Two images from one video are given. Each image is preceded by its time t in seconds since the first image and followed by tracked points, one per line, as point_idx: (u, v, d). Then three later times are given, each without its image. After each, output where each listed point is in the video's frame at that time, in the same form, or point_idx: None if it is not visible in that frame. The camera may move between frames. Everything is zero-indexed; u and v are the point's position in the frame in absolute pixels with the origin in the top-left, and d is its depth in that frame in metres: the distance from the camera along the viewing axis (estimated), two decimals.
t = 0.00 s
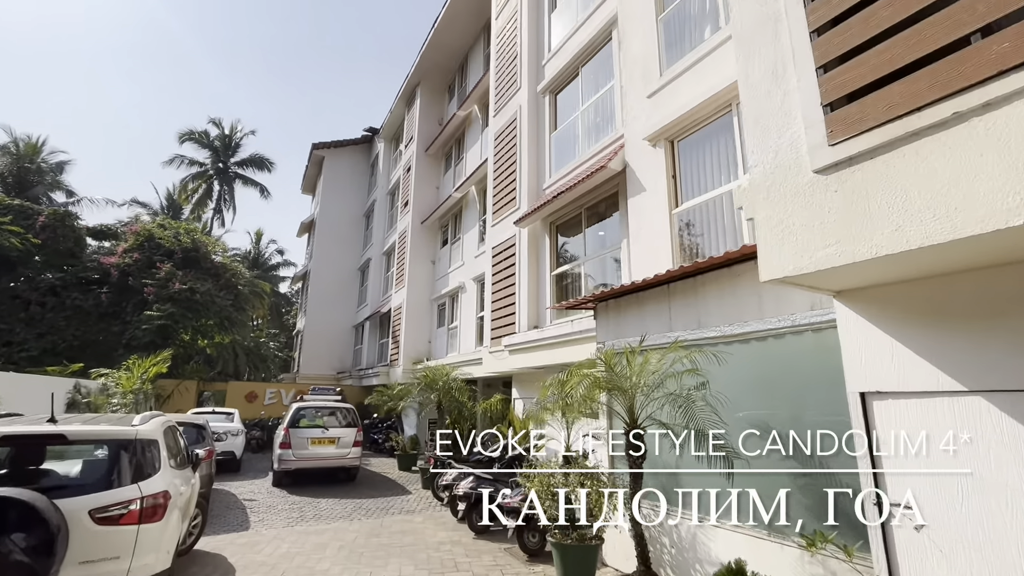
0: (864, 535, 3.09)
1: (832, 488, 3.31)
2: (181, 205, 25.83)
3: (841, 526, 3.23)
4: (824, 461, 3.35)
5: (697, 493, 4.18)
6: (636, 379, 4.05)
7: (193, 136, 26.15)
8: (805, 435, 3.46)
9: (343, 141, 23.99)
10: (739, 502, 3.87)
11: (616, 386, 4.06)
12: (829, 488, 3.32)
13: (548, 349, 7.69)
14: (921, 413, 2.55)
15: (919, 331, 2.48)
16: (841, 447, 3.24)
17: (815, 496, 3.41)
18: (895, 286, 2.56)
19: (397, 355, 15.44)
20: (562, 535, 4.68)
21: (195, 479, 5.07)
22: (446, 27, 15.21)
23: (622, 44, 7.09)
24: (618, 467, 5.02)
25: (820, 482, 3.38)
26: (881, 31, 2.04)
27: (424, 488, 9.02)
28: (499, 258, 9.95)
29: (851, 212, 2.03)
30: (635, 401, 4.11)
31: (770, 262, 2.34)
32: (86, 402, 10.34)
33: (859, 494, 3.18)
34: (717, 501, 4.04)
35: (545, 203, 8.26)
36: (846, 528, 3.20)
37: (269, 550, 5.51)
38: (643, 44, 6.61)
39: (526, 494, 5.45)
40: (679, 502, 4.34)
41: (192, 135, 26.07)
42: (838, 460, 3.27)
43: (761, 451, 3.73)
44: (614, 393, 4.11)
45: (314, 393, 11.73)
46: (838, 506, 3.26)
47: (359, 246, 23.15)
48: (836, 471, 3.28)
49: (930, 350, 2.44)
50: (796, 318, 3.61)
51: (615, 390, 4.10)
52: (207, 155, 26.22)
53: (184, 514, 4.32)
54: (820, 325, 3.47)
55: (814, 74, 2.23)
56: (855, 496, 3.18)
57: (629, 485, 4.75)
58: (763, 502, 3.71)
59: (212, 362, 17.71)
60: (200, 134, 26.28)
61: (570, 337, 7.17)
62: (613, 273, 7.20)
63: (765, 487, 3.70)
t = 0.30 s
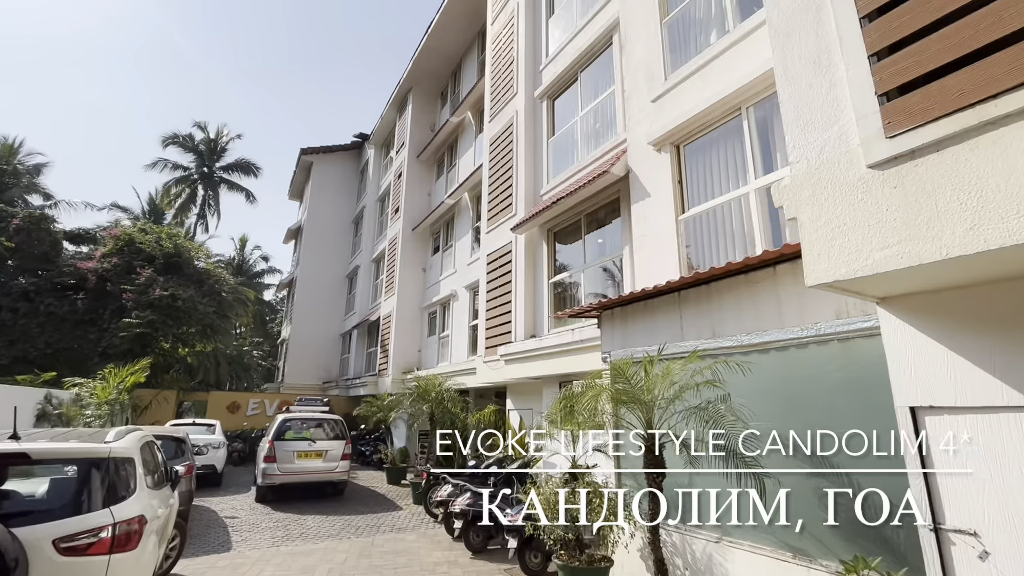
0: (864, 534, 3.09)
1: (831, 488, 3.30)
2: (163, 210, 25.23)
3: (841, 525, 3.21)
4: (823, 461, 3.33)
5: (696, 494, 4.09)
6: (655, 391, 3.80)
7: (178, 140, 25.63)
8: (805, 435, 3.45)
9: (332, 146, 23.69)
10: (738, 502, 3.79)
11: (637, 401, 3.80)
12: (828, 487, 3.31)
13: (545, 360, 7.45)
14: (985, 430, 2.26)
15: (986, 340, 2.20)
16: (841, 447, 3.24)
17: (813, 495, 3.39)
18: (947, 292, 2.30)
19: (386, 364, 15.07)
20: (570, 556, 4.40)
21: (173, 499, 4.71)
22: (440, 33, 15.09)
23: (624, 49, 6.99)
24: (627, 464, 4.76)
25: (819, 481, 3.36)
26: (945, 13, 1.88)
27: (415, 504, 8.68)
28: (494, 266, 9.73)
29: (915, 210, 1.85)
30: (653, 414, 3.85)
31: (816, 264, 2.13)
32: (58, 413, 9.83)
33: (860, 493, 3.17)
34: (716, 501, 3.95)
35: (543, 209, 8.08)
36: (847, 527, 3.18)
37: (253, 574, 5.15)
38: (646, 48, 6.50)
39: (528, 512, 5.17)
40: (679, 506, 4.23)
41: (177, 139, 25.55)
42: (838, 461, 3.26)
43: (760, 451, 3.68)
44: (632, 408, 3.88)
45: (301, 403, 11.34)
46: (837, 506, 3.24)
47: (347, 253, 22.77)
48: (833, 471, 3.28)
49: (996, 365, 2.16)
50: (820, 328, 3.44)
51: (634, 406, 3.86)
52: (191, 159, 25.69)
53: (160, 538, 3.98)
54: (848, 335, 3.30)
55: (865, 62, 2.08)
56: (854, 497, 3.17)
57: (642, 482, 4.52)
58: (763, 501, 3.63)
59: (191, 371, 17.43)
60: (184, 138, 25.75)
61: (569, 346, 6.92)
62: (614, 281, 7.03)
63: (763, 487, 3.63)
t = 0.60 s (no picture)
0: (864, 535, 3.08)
1: (831, 488, 3.28)
2: (147, 216, 24.63)
3: (841, 523, 3.20)
4: (822, 461, 3.33)
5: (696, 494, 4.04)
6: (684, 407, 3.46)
7: (164, 145, 25.12)
8: (805, 435, 3.45)
9: (323, 153, 23.40)
10: (738, 503, 3.75)
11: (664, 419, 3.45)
12: (828, 487, 3.30)
13: (543, 371, 7.21)
14: None
15: None
16: (841, 446, 3.24)
17: (812, 494, 3.36)
18: (1008, 300, 2.17)
19: (377, 375, 14.71)
20: None
21: (155, 521, 4.38)
22: (435, 40, 15.00)
23: (629, 55, 6.90)
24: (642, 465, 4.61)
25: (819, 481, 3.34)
26: None
27: (408, 520, 8.35)
28: (491, 274, 9.52)
29: (997, 208, 1.69)
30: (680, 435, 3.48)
31: (876, 268, 1.97)
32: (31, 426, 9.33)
33: (860, 492, 3.16)
34: (715, 501, 3.91)
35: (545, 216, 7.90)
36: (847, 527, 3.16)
37: None
38: (652, 54, 6.41)
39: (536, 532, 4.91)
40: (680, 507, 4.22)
41: (162, 144, 25.04)
42: (837, 460, 3.27)
43: (760, 452, 3.56)
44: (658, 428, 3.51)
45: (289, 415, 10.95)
46: (837, 505, 3.23)
47: (337, 261, 22.41)
48: (832, 471, 3.28)
49: None
50: (850, 338, 3.28)
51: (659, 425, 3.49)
52: (177, 164, 25.19)
53: (141, 566, 3.66)
54: (880, 346, 3.14)
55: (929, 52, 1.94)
56: (853, 497, 3.17)
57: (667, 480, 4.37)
58: (762, 500, 3.59)
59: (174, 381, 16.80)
60: (170, 143, 25.25)
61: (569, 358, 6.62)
62: (618, 290, 6.87)
63: (764, 487, 3.59)
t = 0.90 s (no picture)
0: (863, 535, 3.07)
1: (831, 488, 3.21)
2: (133, 221, 24.08)
3: (841, 524, 3.16)
4: (822, 462, 3.31)
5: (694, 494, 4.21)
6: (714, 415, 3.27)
7: (151, 150, 24.66)
8: (805, 434, 3.41)
9: (315, 159, 23.15)
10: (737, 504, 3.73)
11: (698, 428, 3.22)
12: (828, 487, 3.24)
13: (547, 381, 6.98)
14: None
15: None
16: (841, 446, 3.24)
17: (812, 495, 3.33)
18: None
19: (369, 385, 14.37)
20: None
21: (140, 541, 4.08)
22: (433, 46, 14.92)
23: (636, 59, 6.82)
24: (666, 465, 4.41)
25: (819, 482, 3.26)
26: None
27: (404, 536, 8.04)
28: (491, 281, 9.33)
29: None
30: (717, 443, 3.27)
31: (949, 265, 1.86)
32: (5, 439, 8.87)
33: (860, 493, 3.14)
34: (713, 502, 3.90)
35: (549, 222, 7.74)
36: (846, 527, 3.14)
37: None
38: (661, 58, 6.34)
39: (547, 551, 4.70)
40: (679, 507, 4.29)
41: (150, 148, 24.58)
42: (836, 460, 3.26)
43: (760, 451, 3.49)
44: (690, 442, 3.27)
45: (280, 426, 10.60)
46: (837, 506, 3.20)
47: (328, 268, 22.07)
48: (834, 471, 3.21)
49: None
50: (886, 346, 3.13)
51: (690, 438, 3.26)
52: (165, 169, 24.74)
53: None
54: (918, 353, 2.99)
55: (1003, 36, 1.88)
56: (853, 498, 3.15)
57: (696, 484, 4.15)
58: (763, 501, 3.54)
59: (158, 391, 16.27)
60: (158, 147, 24.80)
61: (574, 365, 6.40)
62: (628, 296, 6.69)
63: (765, 487, 3.55)
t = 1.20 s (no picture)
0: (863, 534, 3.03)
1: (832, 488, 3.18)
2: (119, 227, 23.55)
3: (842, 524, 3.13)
4: (822, 462, 3.22)
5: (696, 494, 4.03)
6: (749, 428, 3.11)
7: (140, 154, 24.23)
8: (804, 435, 3.31)
9: (308, 166, 22.89)
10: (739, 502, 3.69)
11: (727, 442, 3.10)
12: (827, 487, 3.20)
13: (549, 392, 6.75)
14: None
15: None
16: (841, 447, 3.21)
17: (811, 494, 3.28)
18: None
19: (361, 395, 14.03)
20: None
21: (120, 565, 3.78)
22: (430, 53, 14.85)
23: (643, 64, 6.72)
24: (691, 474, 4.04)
25: (819, 481, 3.24)
26: None
27: (399, 554, 7.72)
28: (490, 289, 9.13)
29: None
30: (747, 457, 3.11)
31: None
32: None
33: (859, 493, 3.11)
34: (715, 501, 3.92)
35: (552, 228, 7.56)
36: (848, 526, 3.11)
37: None
38: (669, 62, 6.24)
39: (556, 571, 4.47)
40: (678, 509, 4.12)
41: (139, 153, 24.15)
42: (836, 462, 3.19)
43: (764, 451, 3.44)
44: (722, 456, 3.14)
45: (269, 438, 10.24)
46: (837, 508, 3.16)
47: (320, 276, 21.72)
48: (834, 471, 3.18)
49: None
50: (925, 355, 2.95)
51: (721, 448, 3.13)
52: (154, 174, 24.32)
53: None
54: (961, 363, 2.82)
55: None
56: (852, 498, 3.11)
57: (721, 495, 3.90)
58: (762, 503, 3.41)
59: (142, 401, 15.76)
60: (147, 152, 24.38)
61: (580, 375, 6.17)
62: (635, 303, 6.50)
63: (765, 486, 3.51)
